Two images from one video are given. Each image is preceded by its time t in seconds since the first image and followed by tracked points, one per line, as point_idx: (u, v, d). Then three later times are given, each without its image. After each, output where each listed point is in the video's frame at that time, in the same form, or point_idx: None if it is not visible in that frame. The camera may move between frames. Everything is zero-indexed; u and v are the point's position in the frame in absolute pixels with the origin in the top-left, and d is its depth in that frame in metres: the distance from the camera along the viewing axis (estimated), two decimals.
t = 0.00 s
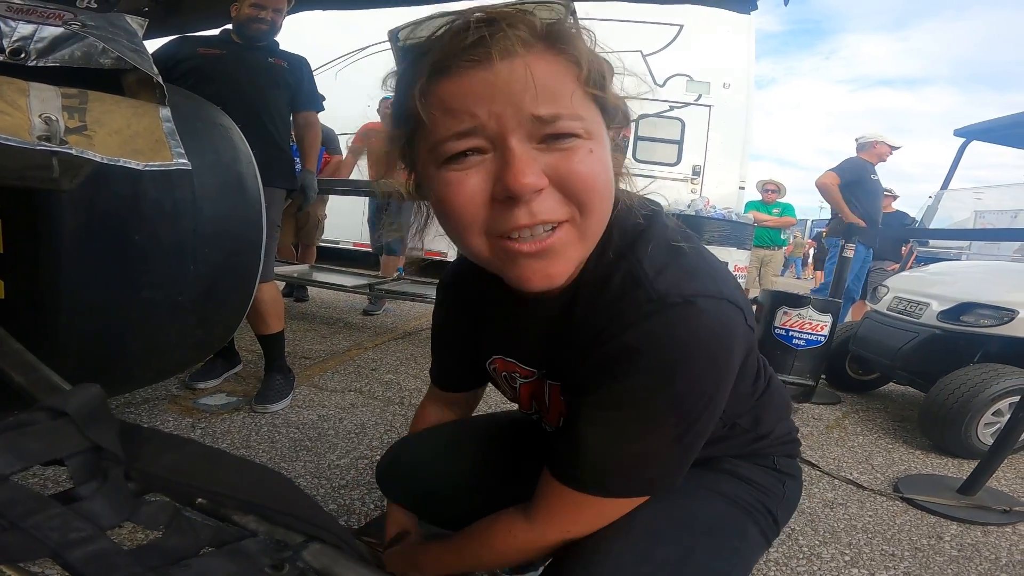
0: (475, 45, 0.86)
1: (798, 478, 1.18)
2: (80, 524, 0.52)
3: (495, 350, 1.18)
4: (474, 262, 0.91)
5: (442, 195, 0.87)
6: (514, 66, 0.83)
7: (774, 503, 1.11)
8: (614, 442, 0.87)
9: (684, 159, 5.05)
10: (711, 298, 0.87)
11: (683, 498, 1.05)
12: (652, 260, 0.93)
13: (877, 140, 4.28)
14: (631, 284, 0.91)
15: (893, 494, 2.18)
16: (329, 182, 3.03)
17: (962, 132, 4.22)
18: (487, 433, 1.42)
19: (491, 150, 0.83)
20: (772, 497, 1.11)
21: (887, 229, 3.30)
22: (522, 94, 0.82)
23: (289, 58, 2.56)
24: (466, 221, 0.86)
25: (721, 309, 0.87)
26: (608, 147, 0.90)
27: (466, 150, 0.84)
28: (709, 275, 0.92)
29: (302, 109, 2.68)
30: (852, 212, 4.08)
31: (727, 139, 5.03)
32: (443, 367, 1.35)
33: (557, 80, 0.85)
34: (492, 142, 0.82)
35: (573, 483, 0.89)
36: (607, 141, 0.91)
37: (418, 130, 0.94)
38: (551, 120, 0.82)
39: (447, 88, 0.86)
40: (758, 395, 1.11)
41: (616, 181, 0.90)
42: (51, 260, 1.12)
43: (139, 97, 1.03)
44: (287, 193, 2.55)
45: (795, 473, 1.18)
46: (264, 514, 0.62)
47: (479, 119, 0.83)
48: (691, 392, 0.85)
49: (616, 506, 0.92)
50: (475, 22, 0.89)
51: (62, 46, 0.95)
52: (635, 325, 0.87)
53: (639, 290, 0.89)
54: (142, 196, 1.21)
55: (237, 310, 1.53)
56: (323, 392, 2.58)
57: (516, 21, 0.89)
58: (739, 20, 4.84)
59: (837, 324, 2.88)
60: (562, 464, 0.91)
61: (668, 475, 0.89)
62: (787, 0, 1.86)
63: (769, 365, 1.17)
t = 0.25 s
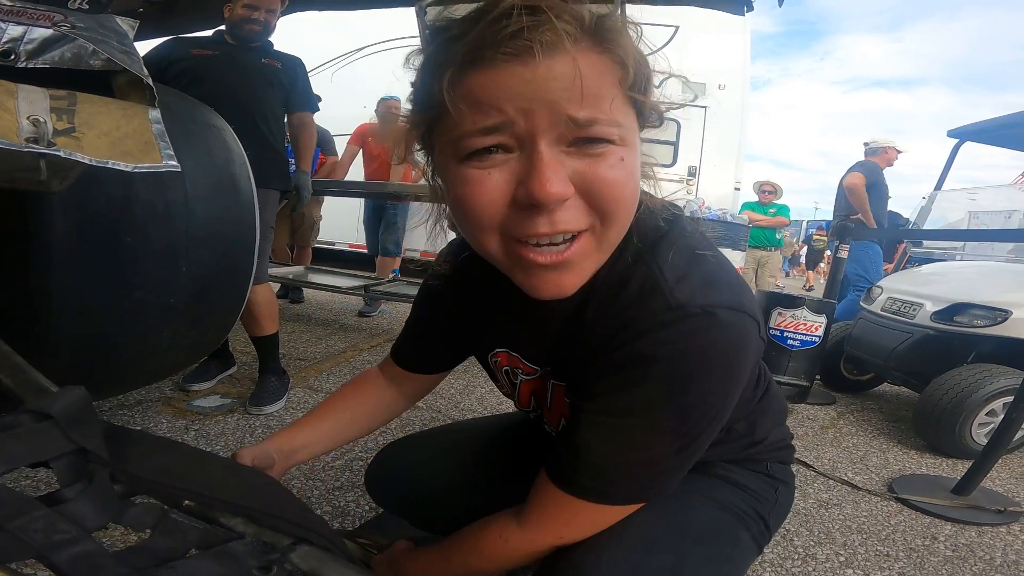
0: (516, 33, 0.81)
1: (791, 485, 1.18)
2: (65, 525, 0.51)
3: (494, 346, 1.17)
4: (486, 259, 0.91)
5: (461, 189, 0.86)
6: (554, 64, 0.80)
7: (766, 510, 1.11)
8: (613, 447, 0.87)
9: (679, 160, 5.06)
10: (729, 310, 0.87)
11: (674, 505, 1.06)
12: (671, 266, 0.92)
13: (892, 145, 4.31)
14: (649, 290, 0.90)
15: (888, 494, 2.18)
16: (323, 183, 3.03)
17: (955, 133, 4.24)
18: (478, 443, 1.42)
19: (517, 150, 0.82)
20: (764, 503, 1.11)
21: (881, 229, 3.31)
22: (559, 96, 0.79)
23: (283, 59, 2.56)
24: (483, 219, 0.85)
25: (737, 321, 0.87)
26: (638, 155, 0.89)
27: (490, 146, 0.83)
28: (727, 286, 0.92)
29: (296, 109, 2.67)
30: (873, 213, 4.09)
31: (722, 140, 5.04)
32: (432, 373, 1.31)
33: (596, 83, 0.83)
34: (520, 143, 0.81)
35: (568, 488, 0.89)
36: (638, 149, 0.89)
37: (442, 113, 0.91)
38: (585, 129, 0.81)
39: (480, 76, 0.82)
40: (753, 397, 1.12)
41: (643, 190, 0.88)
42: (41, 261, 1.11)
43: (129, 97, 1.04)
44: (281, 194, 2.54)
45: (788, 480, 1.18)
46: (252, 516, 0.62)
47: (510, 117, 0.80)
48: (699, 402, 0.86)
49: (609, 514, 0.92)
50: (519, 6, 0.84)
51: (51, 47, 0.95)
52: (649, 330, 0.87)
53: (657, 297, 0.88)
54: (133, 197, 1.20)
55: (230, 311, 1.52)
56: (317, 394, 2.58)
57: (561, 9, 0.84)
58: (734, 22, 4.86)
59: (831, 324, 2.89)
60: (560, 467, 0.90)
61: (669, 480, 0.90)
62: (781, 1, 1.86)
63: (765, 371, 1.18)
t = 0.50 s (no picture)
0: (522, 33, 0.81)
1: (786, 486, 1.18)
2: (60, 526, 0.51)
3: (494, 349, 1.18)
4: (488, 261, 0.91)
5: (462, 190, 0.86)
6: (560, 65, 0.79)
7: (761, 512, 1.11)
8: (615, 455, 0.87)
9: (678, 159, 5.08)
10: (739, 324, 0.87)
11: (669, 507, 1.06)
12: (682, 277, 0.90)
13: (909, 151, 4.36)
14: (657, 301, 0.88)
15: (886, 493, 2.19)
16: (322, 184, 3.02)
17: (953, 132, 4.25)
18: (474, 447, 1.43)
19: (520, 151, 0.82)
20: (760, 505, 1.12)
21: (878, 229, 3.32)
22: (566, 96, 0.79)
23: (279, 59, 2.56)
24: (484, 221, 0.85)
25: (745, 335, 0.87)
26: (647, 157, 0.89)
27: (493, 147, 0.83)
28: (737, 298, 0.91)
29: (294, 109, 2.67)
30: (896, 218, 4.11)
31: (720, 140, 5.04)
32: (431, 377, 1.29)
33: (604, 84, 0.82)
34: (526, 144, 0.81)
35: (567, 494, 0.89)
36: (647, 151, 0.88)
37: (442, 112, 0.90)
38: (593, 130, 0.81)
39: (484, 76, 0.82)
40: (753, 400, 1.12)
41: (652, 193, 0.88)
42: (36, 262, 1.11)
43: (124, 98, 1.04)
44: (279, 195, 2.54)
45: (783, 481, 1.18)
46: (248, 517, 0.62)
47: (515, 117, 0.80)
48: (702, 415, 0.86)
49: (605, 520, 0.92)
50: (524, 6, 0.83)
51: (47, 48, 0.95)
52: (657, 342, 0.86)
53: (667, 308, 0.87)
54: (129, 199, 1.19)
55: (227, 312, 1.52)
56: (316, 395, 2.57)
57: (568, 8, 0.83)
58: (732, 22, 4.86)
59: (830, 323, 2.89)
60: (558, 473, 0.90)
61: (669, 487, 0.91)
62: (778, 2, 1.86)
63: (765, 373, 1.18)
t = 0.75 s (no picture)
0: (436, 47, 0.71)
1: (786, 490, 1.18)
2: (59, 530, 0.51)
3: (494, 351, 1.17)
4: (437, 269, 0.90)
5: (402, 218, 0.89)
6: (473, 88, 0.70)
7: (761, 517, 1.11)
8: (615, 468, 0.86)
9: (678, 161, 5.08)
10: (742, 333, 0.86)
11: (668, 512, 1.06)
12: (683, 285, 0.89)
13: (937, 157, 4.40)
14: (659, 310, 0.87)
15: (888, 495, 2.18)
16: (321, 185, 3.02)
17: (953, 133, 4.25)
18: (474, 449, 1.42)
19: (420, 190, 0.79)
20: (760, 510, 1.11)
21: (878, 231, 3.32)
22: (476, 126, 0.71)
23: (278, 61, 2.55)
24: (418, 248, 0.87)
25: (747, 345, 0.86)
26: (592, 174, 0.79)
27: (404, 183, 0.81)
28: (738, 307, 0.90)
29: (294, 110, 2.66)
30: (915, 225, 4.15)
31: (720, 142, 5.04)
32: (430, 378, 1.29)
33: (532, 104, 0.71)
34: (433, 176, 0.75)
35: (566, 504, 0.88)
36: (592, 170, 0.79)
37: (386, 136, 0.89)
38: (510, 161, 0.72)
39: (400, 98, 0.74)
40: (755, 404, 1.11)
41: (572, 228, 0.77)
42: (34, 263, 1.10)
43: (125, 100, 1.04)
44: (278, 197, 2.53)
45: (782, 486, 1.18)
46: (248, 521, 0.61)
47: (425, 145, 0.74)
48: (705, 425, 0.86)
49: (604, 531, 0.91)
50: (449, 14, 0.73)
51: (46, 50, 0.94)
52: (660, 354, 0.85)
53: (667, 320, 0.86)
54: (128, 200, 1.19)
55: (226, 314, 1.52)
56: (315, 397, 2.57)
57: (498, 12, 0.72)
58: (731, 24, 4.86)
59: (830, 325, 2.89)
60: (558, 483, 0.90)
61: (671, 494, 0.90)
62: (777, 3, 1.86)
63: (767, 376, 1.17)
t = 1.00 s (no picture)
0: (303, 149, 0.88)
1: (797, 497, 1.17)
2: (71, 535, 0.51)
3: (482, 362, 1.19)
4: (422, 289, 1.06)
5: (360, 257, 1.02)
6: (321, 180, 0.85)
7: (770, 524, 1.11)
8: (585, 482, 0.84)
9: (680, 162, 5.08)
10: (704, 338, 0.82)
11: (672, 518, 1.06)
12: (628, 289, 0.85)
13: (973, 161, 4.38)
14: (597, 322, 0.86)
15: (891, 497, 2.17)
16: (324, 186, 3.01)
17: (957, 136, 4.25)
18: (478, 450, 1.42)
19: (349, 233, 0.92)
20: (768, 518, 1.11)
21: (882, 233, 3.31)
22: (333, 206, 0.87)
23: (281, 61, 2.56)
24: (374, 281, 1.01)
25: (694, 352, 0.81)
26: (443, 222, 0.84)
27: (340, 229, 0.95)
28: (694, 312, 0.84)
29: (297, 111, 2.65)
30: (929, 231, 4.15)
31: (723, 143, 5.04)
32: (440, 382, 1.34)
33: (359, 185, 0.82)
34: (344, 221, 0.88)
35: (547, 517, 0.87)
36: (439, 220, 0.84)
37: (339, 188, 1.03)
38: (361, 229, 0.86)
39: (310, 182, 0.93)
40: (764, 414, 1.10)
41: (466, 246, 0.86)
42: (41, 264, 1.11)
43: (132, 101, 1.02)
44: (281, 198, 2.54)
45: (796, 493, 1.17)
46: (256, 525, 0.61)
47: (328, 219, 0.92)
48: (655, 435, 0.82)
49: (584, 540, 0.90)
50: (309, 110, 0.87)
51: (53, 51, 0.95)
52: (603, 362, 0.83)
53: (605, 330, 0.85)
54: (133, 203, 1.19)
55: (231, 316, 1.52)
56: (318, 398, 2.57)
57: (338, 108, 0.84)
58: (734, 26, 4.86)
59: (834, 327, 2.87)
60: (529, 489, 0.90)
61: (638, 505, 0.87)
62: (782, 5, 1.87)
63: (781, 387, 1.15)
